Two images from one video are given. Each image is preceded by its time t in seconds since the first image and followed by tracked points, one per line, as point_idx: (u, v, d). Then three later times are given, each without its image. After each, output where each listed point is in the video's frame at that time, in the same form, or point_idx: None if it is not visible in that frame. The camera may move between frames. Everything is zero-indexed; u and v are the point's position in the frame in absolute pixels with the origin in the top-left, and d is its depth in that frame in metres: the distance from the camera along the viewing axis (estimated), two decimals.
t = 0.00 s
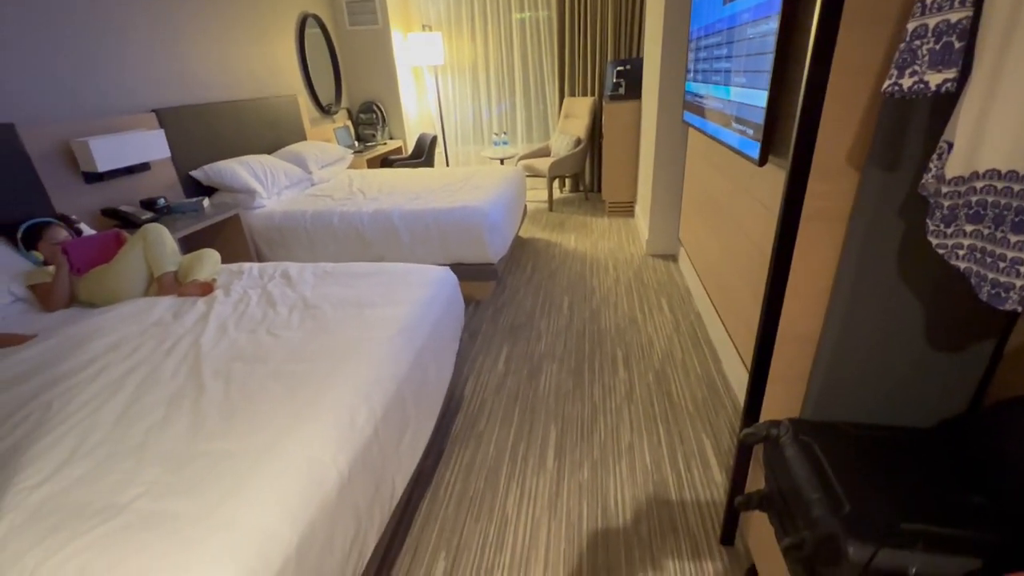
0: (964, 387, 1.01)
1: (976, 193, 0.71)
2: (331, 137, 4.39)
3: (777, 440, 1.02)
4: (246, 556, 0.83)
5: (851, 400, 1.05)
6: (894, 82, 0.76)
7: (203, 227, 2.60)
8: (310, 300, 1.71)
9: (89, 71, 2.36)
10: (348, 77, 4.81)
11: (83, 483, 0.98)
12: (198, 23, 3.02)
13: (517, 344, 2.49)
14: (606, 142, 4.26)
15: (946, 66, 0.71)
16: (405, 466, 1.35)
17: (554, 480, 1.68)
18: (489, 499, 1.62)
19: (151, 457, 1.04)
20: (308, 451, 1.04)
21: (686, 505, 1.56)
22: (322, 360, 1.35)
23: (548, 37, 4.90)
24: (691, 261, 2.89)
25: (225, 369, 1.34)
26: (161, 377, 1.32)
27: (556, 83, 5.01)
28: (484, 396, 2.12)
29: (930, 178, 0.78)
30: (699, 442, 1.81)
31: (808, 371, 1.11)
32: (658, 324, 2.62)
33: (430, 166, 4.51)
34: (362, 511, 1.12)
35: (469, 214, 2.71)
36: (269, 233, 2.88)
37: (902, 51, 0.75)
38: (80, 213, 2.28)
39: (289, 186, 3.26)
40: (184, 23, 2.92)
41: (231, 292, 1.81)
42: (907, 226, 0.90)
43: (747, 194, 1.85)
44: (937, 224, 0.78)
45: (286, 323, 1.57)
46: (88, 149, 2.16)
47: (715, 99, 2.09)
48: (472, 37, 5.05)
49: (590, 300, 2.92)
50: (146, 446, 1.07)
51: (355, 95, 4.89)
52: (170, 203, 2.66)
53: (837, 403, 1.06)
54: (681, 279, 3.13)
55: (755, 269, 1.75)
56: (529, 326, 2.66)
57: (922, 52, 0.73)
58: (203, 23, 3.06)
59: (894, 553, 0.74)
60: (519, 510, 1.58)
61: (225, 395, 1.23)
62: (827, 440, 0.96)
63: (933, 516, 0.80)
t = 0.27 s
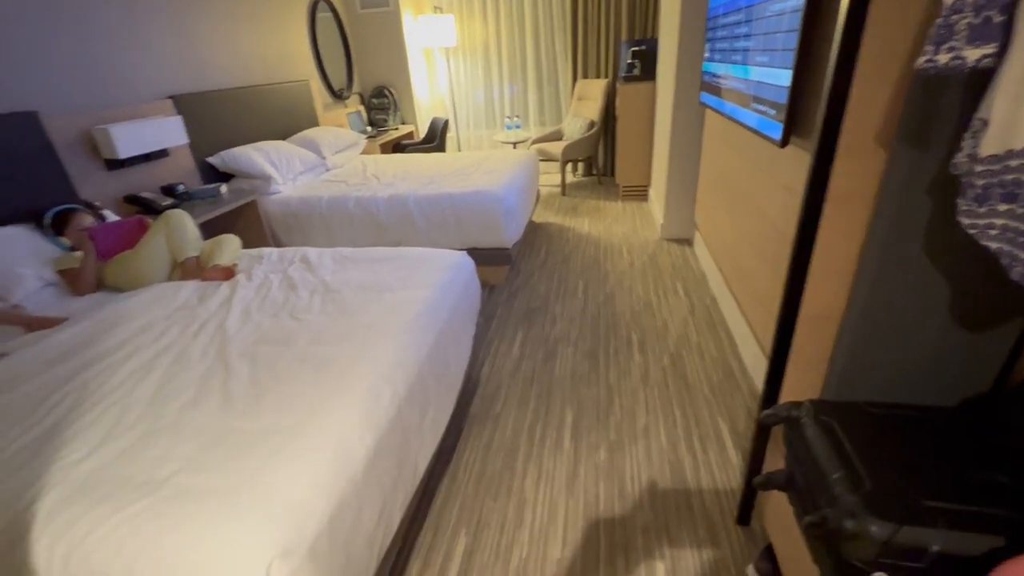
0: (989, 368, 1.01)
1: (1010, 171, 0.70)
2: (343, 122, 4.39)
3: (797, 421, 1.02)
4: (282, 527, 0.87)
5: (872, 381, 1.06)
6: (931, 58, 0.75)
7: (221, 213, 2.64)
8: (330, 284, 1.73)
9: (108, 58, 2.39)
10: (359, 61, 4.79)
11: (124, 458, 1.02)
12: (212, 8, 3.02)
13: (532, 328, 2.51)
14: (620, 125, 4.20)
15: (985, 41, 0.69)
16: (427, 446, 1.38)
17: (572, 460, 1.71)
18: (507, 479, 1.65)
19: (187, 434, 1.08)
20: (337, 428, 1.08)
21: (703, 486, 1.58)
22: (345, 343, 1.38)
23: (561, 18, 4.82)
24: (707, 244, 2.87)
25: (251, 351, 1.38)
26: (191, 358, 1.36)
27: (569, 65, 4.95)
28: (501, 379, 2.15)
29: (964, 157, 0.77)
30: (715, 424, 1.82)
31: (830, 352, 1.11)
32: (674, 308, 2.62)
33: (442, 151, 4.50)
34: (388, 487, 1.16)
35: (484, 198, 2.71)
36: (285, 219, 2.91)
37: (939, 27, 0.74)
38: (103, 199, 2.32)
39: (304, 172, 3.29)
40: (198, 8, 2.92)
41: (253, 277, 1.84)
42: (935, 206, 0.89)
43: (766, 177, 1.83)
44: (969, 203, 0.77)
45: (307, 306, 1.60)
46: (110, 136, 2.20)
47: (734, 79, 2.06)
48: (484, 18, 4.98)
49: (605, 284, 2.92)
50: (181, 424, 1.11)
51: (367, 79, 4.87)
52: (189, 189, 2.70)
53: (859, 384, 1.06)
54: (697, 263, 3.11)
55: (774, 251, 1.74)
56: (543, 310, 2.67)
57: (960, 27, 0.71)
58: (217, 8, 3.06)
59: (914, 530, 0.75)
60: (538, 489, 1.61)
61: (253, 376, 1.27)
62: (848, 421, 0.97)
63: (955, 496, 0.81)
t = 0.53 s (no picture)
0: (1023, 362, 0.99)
1: None
2: (360, 113, 4.41)
3: (824, 412, 1.01)
4: (313, 509, 0.89)
5: (901, 373, 1.04)
6: (975, 40, 0.72)
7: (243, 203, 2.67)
8: (351, 274, 1.76)
9: (134, 50, 2.42)
10: (376, 51, 4.79)
11: (161, 440, 1.05)
12: None
13: (549, 318, 2.51)
14: (638, 114, 4.15)
15: None
16: (449, 433, 1.40)
17: (590, 450, 1.72)
18: (526, 467, 1.67)
19: (219, 418, 1.11)
20: (363, 414, 1.10)
21: (723, 477, 1.58)
22: (369, 331, 1.40)
23: (579, 5, 4.74)
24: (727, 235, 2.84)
25: (277, 338, 1.41)
26: (219, 344, 1.39)
27: (586, 53, 4.89)
28: (519, 369, 2.16)
29: (1007, 143, 0.74)
30: (735, 416, 1.81)
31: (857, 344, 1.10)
32: (692, 299, 2.60)
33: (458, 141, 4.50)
34: (412, 472, 1.18)
35: (502, 189, 2.71)
36: (305, 209, 2.94)
37: (984, 9, 0.71)
38: (130, 190, 2.37)
39: (323, 162, 3.31)
40: None
41: (276, 266, 1.88)
42: (972, 195, 0.87)
43: (791, 166, 1.80)
44: (1010, 190, 0.74)
45: (330, 295, 1.63)
46: (137, 128, 2.24)
47: (759, 66, 2.01)
48: (501, 7, 4.94)
49: (622, 275, 2.91)
50: (213, 408, 1.14)
51: (384, 69, 4.87)
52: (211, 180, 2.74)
53: (886, 377, 1.05)
54: (716, 254, 3.08)
55: (798, 242, 1.72)
56: (561, 300, 2.67)
57: (1007, 8, 0.69)
58: None
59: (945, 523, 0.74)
60: (557, 477, 1.62)
61: (281, 363, 1.30)
62: (876, 413, 0.95)
63: (988, 490, 0.79)
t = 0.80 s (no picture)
0: None
1: None
2: (372, 112, 4.43)
3: (845, 414, 1.00)
4: (331, 505, 0.90)
5: (922, 376, 1.03)
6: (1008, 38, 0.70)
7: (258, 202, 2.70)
8: (366, 272, 1.77)
9: (152, 51, 2.46)
10: (388, 51, 4.81)
11: (181, 435, 1.07)
12: None
13: (561, 318, 2.50)
14: (650, 113, 4.12)
15: None
16: (463, 431, 1.40)
17: (603, 450, 1.71)
18: (539, 466, 1.67)
19: (237, 414, 1.12)
20: (379, 411, 1.11)
21: (738, 478, 1.57)
22: (384, 329, 1.41)
23: (591, 3, 4.72)
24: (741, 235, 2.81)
25: (293, 336, 1.42)
26: (237, 341, 1.41)
27: (598, 52, 4.87)
28: (531, 368, 2.16)
29: None
30: (749, 417, 1.80)
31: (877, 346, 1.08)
32: (705, 299, 2.58)
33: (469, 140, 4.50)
34: (427, 469, 1.18)
35: (514, 188, 2.71)
36: (318, 208, 2.96)
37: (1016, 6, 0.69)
38: (147, 188, 2.41)
39: (335, 161, 3.33)
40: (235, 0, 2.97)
41: (291, 264, 1.89)
42: (999, 195, 0.85)
43: (808, 165, 1.78)
44: None
45: (345, 293, 1.64)
46: (154, 127, 2.27)
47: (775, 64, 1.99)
48: (512, 5, 4.94)
49: (634, 274, 2.90)
50: (232, 404, 1.16)
51: (395, 69, 4.89)
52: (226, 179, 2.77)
53: (908, 379, 1.03)
54: (729, 253, 3.05)
55: (815, 242, 1.70)
56: (572, 299, 2.67)
57: None
58: None
59: (971, 528, 0.72)
60: (570, 476, 1.62)
61: (297, 360, 1.31)
62: (898, 415, 0.94)
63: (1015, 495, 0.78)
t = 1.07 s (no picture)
0: None
1: None
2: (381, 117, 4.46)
3: (863, 422, 0.98)
4: (345, 509, 0.90)
5: (941, 384, 1.01)
6: None
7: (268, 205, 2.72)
8: (376, 275, 1.77)
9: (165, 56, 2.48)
10: (397, 56, 4.84)
11: (194, 437, 1.07)
12: (259, 6, 3.09)
13: (569, 322, 2.50)
14: (658, 118, 4.12)
15: None
16: (473, 436, 1.40)
17: (613, 456, 1.70)
18: (548, 472, 1.66)
19: (250, 417, 1.12)
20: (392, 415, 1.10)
21: (750, 485, 1.55)
22: (395, 333, 1.41)
23: (598, 9, 4.74)
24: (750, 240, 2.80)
25: (304, 339, 1.42)
26: (249, 344, 1.41)
27: (605, 57, 4.88)
28: (539, 373, 2.15)
29: None
30: (761, 424, 1.78)
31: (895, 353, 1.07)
32: (715, 305, 2.57)
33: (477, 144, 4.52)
34: (439, 474, 1.18)
35: (522, 192, 2.71)
36: (327, 211, 2.98)
37: None
38: (159, 192, 2.43)
39: (344, 165, 3.35)
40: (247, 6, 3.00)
41: (302, 267, 1.90)
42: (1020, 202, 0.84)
43: (820, 171, 1.77)
44: None
45: (356, 297, 1.64)
46: (167, 132, 2.29)
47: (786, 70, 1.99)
48: (520, 11, 4.96)
49: (642, 279, 2.89)
50: (244, 407, 1.16)
51: (404, 74, 4.92)
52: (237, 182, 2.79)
53: (927, 387, 1.02)
54: (738, 259, 3.04)
55: (828, 248, 1.69)
56: (581, 304, 2.66)
57: None
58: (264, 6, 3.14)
59: (997, 539, 0.71)
60: (579, 483, 1.61)
61: (309, 363, 1.31)
62: (919, 424, 0.93)
63: None
